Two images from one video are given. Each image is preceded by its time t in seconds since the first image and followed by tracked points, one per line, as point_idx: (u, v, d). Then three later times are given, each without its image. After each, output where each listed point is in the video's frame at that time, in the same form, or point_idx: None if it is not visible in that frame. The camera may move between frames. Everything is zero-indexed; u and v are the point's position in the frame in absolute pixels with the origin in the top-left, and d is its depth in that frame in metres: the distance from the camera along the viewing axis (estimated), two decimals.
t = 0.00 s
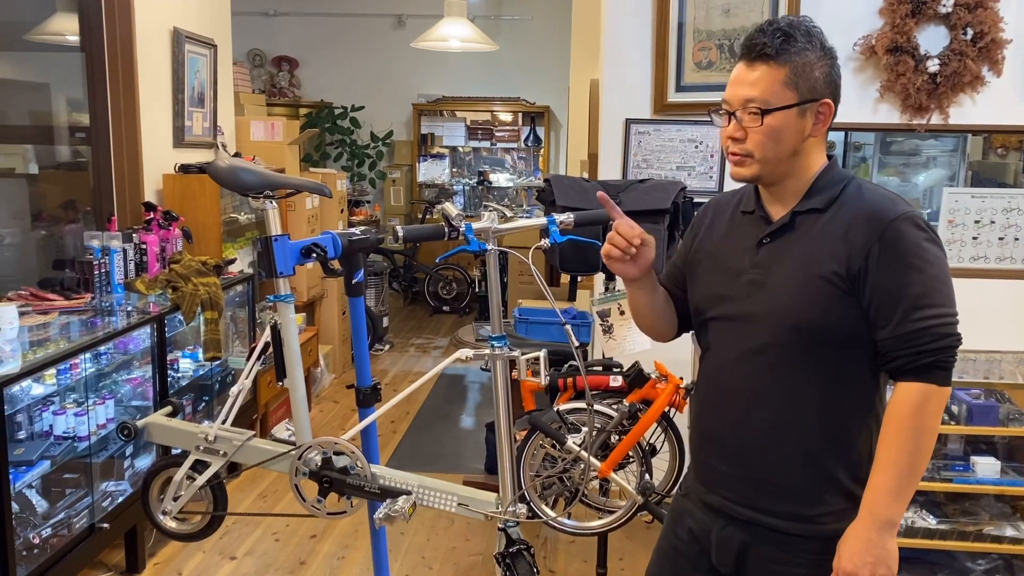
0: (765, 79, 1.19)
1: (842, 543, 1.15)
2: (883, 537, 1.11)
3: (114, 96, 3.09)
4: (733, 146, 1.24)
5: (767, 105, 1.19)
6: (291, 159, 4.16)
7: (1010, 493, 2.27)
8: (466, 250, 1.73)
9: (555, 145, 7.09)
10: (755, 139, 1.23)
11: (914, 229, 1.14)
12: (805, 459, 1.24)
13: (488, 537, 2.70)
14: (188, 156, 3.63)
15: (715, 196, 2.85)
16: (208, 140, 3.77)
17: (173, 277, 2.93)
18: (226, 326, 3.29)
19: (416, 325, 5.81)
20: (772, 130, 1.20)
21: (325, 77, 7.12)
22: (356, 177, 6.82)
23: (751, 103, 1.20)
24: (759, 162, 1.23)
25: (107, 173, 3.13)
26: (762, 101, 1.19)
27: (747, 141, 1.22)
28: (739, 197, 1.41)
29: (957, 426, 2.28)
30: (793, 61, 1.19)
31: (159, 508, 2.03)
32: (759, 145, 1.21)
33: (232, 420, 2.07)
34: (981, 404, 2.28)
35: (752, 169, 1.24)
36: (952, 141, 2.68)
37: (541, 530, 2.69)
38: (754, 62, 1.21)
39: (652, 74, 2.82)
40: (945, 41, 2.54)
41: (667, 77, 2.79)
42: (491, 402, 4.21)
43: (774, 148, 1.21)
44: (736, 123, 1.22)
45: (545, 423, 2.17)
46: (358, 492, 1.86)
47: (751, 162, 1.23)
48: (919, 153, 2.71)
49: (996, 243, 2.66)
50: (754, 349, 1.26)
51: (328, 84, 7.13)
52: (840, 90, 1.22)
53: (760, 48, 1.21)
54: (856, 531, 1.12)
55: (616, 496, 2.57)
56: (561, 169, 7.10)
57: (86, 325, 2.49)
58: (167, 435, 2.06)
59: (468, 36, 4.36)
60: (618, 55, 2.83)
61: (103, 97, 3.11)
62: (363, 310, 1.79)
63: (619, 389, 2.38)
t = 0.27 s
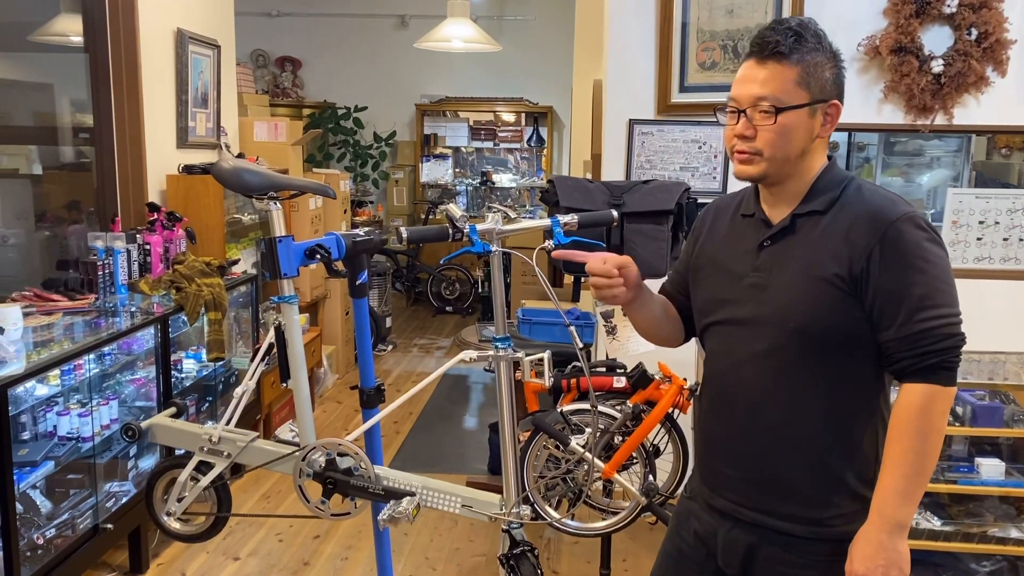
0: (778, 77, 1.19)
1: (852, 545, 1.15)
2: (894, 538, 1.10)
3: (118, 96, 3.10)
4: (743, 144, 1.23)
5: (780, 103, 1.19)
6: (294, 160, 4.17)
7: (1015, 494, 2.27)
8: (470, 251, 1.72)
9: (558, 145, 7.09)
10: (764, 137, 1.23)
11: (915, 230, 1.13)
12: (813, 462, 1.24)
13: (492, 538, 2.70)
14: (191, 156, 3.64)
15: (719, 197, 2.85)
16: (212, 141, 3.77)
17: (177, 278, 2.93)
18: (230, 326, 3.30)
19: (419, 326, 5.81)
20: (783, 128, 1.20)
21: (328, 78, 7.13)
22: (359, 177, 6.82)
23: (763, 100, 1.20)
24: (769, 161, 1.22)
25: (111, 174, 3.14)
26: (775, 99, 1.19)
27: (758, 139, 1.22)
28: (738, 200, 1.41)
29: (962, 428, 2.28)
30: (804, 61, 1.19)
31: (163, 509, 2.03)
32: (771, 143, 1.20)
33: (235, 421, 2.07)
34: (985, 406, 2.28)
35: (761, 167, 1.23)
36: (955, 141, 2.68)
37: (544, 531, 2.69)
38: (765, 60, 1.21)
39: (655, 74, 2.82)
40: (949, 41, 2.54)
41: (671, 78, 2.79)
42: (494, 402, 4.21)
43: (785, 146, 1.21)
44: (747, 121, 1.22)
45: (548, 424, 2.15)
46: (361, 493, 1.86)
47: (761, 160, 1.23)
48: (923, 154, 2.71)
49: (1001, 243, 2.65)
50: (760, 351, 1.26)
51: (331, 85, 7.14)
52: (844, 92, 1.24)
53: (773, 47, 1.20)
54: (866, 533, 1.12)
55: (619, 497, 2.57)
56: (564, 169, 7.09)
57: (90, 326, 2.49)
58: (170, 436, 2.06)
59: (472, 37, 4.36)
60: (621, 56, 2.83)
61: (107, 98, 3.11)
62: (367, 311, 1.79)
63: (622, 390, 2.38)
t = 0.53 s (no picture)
0: (799, 74, 1.20)
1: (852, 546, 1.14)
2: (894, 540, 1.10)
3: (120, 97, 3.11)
4: (761, 140, 1.23)
5: (802, 100, 1.20)
6: (297, 161, 4.17)
7: (1018, 496, 2.26)
8: (472, 253, 1.72)
9: (561, 145, 7.08)
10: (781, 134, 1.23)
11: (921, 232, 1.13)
12: (817, 465, 1.24)
13: (494, 539, 2.70)
14: (194, 157, 3.64)
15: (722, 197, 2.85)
16: (215, 142, 3.77)
17: (180, 279, 2.93)
18: (232, 327, 3.30)
19: (421, 326, 5.81)
20: (803, 125, 1.20)
21: (331, 78, 7.13)
22: (362, 177, 6.82)
23: (786, 97, 1.20)
24: (786, 158, 1.22)
25: (114, 175, 3.15)
26: (797, 95, 1.20)
27: (778, 136, 1.22)
28: (740, 202, 1.41)
29: (964, 429, 2.27)
30: (820, 62, 1.21)
31: (165, 510, 2.04)
32: (791, 138, 1.21)
33: (238, 423, 2.07)
34: (988, 407, 2.27)
35: (779, 164, 1.23)
36: (958, 142, 2.67)
37: (545, 532, 2.69)
38: (785, 58, 1.21)
39: (658, 75, 2.82)
40: (952, 41, 2.53)
41: (673, 79, 2.79)
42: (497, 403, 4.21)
43: (803, 143, 1.22)
44: (767, 117, 1.21)
45: (549, 424, 2.15)
46: (364, 495, 1.86)
47: (778, 157, 1.23)
48: (926, 155, 2.70)
49: (1004, 244, 2.65)
50: (765, 353, 1.25)
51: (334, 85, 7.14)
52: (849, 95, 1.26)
53: (792, 45, 1.21)
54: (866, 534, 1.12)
55: (621, 498, 2.56)
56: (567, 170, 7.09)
57: (93, 327, 2.50)
58: (173, 437, 2.06)
59: (474, 37, 4.36)
60: (624, 56, 2.83)
61: (110, 99, 3.12)
62: (369, 313, 1.79)
63: (625, 391, 2.37)
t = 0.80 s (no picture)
0: (805, 71, 1.21)
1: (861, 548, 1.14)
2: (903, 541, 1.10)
3: (123, 98, 3.11)
4: (771, 135, 1.23)
5: (809, 95, 1.21)
6: (299, 161, 4.17)
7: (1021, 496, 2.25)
8: (475, 254, 1.72)
9: (563, 145, 7.08)
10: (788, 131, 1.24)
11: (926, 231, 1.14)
12: (824, 466, 1.24)
13: (496, 540, 2.70)
14: (197, 158, 3.65)
15: (724, 198, 2.84)
16: (217, 142, 3.78)
17: (182, 279, 2.94)
18: (235, 328, 3.31)
19: (423, 327, 5.82)
20: (811, 121, 1.21)
21: (333, 79, 7.13)
22: (364, 178, 6.82)
23: (793, 93, 1.21)
24: (795, 153, 1.23)
25: (116, 176, 3.15)
26: (804, 91, 1.21)
27: (786, 131, 1.22)
28: (742, 202, 1.41)
29: (967, 430, 2.27)
30: (825, 61, 1.23)
31: (168, 511, 2.04)
32: (801, 134, 1.21)
33: (240, 424, 2.07)
34: (990, 407, 2.27)
35: (788, 159, 1.23)
36: (960, 142, 2.67)
37: (547, 533, 2.69)
38: (791, 55, 1.22)
39: (660, 75, 2.82)
40: (954, 42, 2.53)
41: (675, 80, 2.79)
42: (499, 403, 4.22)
43: (812, 139, 1.22)
44: (775, 112, 1.22)
45: (551, 425, 2.20)
46: (366, 495, 1.86)
47: (787, 153, 1.23)
48: (928, 155, 2.70)
49: (1006, 245, 2.65)
50: (773, 354, 1.25)
51: (336, 86, 7.15)
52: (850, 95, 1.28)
53: (798, 43, 1.23)
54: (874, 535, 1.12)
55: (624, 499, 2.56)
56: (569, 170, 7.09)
57: (95, 328, 2.50)
58: (175, 438, 2.06)
59: (476, 37, 4.36)
60: (626, 57, 2.83)
61: (113, 99, 3.13)
62: (371, 314, 1.79)
63: (627, 392, 2.37)
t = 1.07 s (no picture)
0: (836, 68, 1.22)
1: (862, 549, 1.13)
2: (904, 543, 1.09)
3: (124, 99, 3.12)
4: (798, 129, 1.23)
5: (839, 92, 1.21)
6: (300, 162, 4.17)
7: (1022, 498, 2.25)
8: (475, 255, 1.72)
9: (564, 146, 7.08)
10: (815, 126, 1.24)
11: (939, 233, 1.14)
12: (828, 466, 1.23)
13: (497, 541, 2.70)
14: (198, 159, 3.65)
15: (725, 199, 2.84)
16: (218, 143, 3.78)
17: (183, 280, 2.94)
18: (236, 328, 3.31)
19: (424, 327, 5.82)
20: (839, 118, 1.22)
21: (335, 80, 7.14)
22: (365, 179, 6.82)
23: (821, 88, 1.21)
24: (821, 149, 1.23)
25: (118, 177, 3.16)
26: (835, 88, 1.21)
27: (814, 125, 1.22)
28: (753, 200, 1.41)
29: (968, 431, 2.26)
30: (852, 60, 1.23)
31: (169, 512, 2.04)
32: (828, 129, 1.22)
33: (241, 425, 2.07)
34: (991, 408, 2.27)
35: (813, 154, 1.23)
36: (961, 142, 2.66)
37: (547, 534, 2.68)
38: (820, 52, 1.23)
39: (661, 76, 2.82)
40: (955, 42, 2.54)
41: (676, 80, 2.79)
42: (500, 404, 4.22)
43: (837, 136, 1.23)
44: (804, 106, 1.22)
45: (552, 426, 2.19)
46: (367, 497, 1.86)
47: (813, 148, 1.23)
48: (929, 155, 2.69)
49: (1007, 245, 2.65)
50: (781, 354, 1.25)
51: (337, 86, 7.15)
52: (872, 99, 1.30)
53: (829, 40, 1.23)
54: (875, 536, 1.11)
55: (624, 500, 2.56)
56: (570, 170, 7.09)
57: (96, 328, 2.51)
58: (176, 439, 2.06)
59: (477, 38, 4.36)
60: (627, 58, 2.83)
61: (114, 100, 3.13)
62: (372, 314, 1.79)
63: (628, 393, 2.37)
